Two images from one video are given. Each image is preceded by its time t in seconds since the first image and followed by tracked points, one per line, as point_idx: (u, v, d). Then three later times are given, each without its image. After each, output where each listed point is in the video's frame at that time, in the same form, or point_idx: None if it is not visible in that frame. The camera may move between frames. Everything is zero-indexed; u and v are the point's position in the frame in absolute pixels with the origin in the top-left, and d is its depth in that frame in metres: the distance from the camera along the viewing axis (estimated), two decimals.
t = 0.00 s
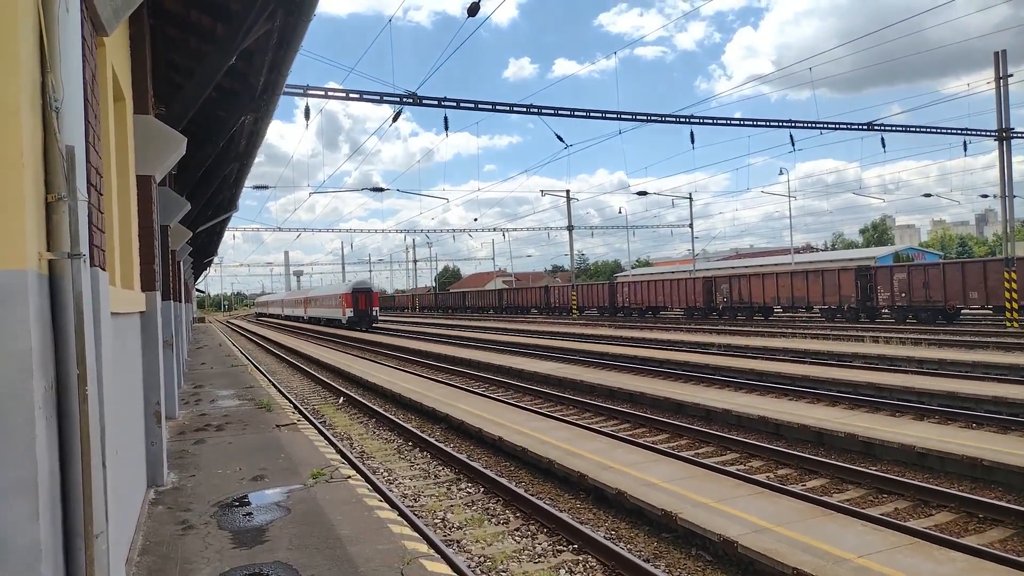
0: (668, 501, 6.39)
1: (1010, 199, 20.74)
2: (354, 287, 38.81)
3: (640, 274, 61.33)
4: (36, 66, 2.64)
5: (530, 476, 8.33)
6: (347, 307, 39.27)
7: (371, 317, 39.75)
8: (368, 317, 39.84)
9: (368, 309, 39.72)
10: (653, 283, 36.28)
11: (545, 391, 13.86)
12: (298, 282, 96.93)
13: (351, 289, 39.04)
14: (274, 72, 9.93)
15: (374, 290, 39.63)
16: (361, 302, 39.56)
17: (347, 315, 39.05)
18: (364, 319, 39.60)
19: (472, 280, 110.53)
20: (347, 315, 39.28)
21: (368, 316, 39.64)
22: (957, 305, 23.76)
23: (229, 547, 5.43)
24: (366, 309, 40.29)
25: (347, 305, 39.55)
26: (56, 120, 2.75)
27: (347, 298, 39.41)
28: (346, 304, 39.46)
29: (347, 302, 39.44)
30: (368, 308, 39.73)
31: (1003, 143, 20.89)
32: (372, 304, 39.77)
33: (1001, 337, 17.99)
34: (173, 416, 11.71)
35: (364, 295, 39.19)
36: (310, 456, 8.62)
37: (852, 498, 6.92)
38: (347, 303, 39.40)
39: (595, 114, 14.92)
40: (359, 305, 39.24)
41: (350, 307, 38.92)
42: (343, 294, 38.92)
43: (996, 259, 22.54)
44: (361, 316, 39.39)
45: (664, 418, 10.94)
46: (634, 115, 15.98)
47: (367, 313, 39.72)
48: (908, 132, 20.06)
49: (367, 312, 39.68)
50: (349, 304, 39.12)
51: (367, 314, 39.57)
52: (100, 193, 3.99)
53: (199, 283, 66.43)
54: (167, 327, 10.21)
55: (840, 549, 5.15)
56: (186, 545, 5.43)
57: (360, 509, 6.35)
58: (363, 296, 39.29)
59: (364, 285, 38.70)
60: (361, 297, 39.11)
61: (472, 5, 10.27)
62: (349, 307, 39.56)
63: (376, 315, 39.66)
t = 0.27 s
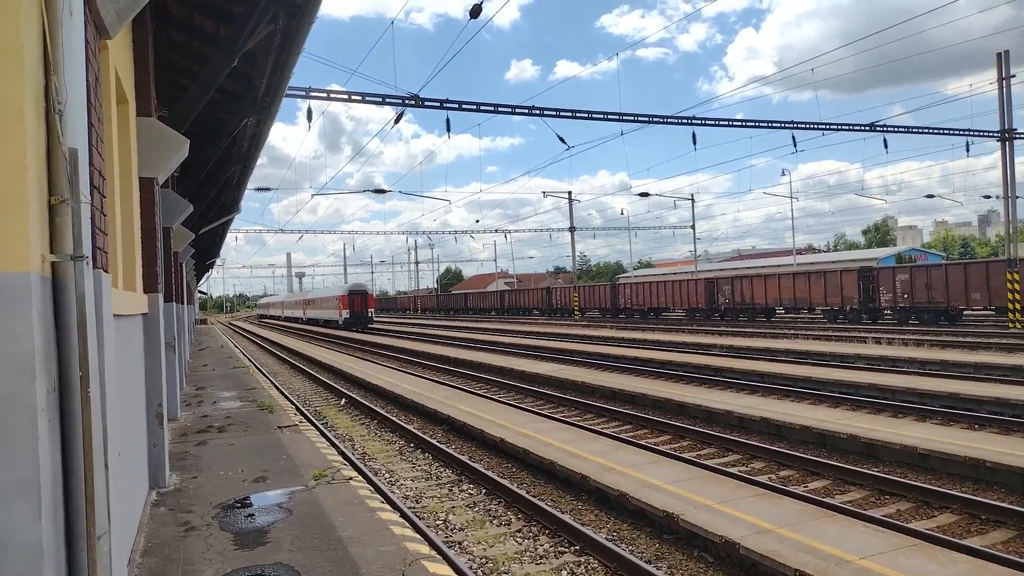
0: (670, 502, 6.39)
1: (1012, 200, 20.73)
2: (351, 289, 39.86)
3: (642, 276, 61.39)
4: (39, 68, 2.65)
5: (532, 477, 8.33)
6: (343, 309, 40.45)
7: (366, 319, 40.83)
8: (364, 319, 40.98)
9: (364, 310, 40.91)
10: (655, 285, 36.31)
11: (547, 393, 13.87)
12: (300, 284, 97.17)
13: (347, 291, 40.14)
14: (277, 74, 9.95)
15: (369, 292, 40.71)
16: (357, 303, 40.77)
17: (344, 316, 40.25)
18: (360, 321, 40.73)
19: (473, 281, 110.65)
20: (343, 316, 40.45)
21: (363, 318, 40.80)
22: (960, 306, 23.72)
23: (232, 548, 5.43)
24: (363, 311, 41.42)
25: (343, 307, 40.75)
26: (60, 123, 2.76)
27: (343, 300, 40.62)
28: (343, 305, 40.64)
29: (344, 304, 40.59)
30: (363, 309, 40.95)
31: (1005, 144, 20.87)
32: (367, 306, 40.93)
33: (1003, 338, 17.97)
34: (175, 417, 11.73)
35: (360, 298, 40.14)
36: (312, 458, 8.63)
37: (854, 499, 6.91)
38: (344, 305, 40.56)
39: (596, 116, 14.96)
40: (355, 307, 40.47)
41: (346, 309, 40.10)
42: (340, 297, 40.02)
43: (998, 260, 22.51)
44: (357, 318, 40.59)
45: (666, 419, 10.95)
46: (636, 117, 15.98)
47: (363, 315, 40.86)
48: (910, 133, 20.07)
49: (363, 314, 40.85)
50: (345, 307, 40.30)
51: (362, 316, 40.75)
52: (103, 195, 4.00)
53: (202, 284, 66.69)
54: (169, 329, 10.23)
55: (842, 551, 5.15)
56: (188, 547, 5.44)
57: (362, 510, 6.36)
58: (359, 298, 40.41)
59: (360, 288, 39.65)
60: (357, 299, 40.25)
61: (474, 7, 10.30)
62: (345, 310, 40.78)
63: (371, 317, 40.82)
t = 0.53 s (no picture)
0: (671, 503, 6.39)
1: (1014, 199, 20.69)
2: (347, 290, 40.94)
3: (643, 276, 61.43)
4: (41, 69, 2.65)
5: (533, 478, 8.32)
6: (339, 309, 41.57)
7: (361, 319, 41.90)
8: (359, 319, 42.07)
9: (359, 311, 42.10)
10: (656, 285, 36.32)
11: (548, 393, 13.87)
12: (302, 285, 97.40)
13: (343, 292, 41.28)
14: (278, 75, 9.95)
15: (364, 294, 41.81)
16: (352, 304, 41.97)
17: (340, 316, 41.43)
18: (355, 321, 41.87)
19: (475, 282, 110.81)
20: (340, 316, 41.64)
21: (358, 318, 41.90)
22: (962, 306, 23.69)
23: (233, 549, 5.44)
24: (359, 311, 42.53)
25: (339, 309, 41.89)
26: (60, 123, 2.76)
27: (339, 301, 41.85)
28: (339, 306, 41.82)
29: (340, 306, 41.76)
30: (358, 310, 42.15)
31: (1007, 144, 20.83)
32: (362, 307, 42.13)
33: (1005, 338, 17.93)
34: (177, 418, 11.73)
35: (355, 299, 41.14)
36: (313, 458, 8.63)
37: (855, 500, 6.90)
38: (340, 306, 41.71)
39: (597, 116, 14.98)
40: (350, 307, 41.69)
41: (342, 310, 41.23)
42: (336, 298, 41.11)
43: (1000, 260, 22.47)
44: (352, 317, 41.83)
45: (667, 420, 10.95)
46: (637, 117, 15.97)
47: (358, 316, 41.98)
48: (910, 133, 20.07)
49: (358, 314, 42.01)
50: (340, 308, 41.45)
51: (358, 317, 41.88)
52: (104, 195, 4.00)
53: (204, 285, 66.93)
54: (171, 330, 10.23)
55: (844, 551, 5.14)
56: (190, 547, 5.45)
57: (363, 510, 6.36)
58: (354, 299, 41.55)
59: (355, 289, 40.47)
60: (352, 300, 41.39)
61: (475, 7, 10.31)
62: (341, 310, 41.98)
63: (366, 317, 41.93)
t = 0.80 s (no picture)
0: (669, 500, 6.39)
1: (1011, 197, 20.72)
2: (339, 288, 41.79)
3: (641, 274, 61.47)
4: (36, 65, 2.64)
5: (531, 475, 8.32)
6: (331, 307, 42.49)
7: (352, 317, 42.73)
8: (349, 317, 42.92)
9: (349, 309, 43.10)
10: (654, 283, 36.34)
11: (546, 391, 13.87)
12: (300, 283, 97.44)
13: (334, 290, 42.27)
14: (276, 72, 9.92)
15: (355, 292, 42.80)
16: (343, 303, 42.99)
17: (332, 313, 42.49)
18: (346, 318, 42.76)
19: (473, 279, 110.81)
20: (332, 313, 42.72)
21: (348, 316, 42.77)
22: (959, 304, 23.73)
23: (230, 547, 5.43)
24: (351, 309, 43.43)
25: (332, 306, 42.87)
26: (56, 120, 2.75)
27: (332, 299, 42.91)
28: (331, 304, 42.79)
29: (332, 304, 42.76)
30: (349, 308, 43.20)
31: (1005, 142, 20.86)
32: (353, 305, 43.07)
33: (1003, 336, 17.96)
34: (173, 416, 11.70)
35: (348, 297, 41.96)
36: (310, 456, 8.62)
37: (853, 497, 6.91)
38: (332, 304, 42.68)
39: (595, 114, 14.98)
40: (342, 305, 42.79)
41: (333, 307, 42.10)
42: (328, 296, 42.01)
43: (997, 258, 22.50)
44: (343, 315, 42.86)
45: (665, 417, 10.95)
46: (635, 115, 15.95)
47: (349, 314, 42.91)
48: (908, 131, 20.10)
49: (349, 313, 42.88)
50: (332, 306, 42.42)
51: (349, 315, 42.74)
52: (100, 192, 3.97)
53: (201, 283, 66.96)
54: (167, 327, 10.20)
55: (842, 549, 5.15)
56: (187, 545, 5.43)
57: (360, 508, 6.35)
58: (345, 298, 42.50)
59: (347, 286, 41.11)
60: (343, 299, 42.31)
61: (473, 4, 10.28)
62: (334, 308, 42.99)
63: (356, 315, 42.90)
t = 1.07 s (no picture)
0: (671, 498, 6.39)
1: (1013, 195, 20.68)
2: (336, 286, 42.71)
3: (642, 272, 61.46)
4: (37, 62, 2.63)
5: (534, 473, 8.32)
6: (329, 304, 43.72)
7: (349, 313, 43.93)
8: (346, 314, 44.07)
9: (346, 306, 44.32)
10: (656, 281, 36.36)
11: (547, 388, 13.88)
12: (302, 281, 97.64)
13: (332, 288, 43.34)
14: (277, 70, 9.92)
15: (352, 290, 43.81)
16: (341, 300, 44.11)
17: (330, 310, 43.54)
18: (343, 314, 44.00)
19: (474, 278, 110.88)
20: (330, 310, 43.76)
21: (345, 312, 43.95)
22: (961, 302, 23.69)
23: (233, 544, 5.44)
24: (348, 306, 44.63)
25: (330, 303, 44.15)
26: (58, 117, 2.74)
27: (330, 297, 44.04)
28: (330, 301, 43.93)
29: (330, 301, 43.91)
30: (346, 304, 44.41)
31: (1007, 140, 20.81)
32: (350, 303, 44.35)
33: (1005, 334, 17.90)
34: (176, 413, 11.73)
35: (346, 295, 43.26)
36: (313, 453, 8.63)
37: (855, 495, 6.90)
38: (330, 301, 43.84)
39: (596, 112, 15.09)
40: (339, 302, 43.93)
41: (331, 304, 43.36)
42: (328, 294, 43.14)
43: (999, 256, 22.45)
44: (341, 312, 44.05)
45: (666, 415, 10.95)
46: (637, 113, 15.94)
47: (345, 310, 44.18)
48: (908, 128, 20.10)
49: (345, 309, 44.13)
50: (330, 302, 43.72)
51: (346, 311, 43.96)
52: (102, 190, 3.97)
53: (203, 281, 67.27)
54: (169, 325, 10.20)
55: (844, 547, 5.14)
56: (190, 542, 5.45)
57: (363, 506, 6.36)
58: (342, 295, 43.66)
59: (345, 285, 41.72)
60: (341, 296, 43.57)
61: (474, 2, 10.27)
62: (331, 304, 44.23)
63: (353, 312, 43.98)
